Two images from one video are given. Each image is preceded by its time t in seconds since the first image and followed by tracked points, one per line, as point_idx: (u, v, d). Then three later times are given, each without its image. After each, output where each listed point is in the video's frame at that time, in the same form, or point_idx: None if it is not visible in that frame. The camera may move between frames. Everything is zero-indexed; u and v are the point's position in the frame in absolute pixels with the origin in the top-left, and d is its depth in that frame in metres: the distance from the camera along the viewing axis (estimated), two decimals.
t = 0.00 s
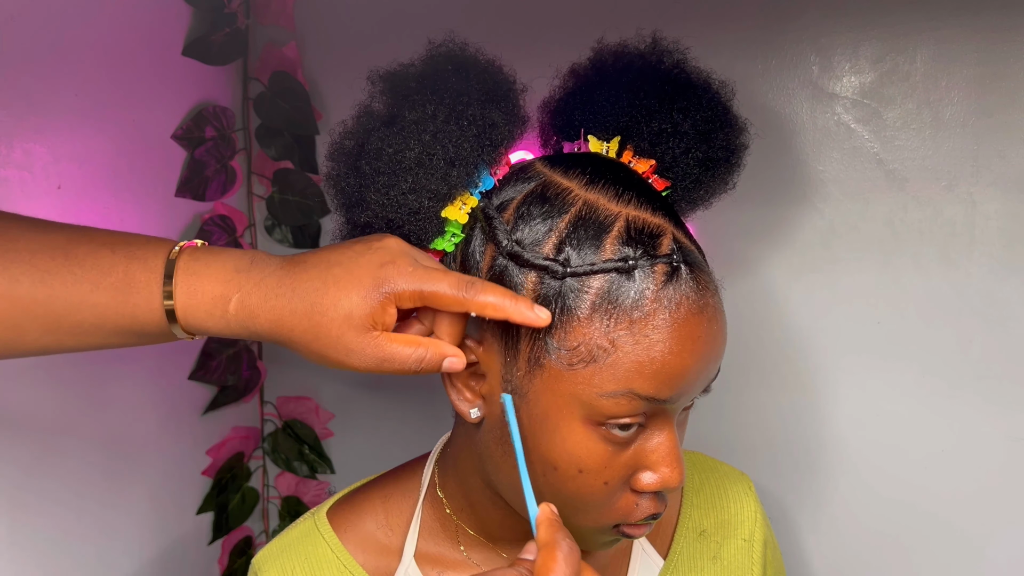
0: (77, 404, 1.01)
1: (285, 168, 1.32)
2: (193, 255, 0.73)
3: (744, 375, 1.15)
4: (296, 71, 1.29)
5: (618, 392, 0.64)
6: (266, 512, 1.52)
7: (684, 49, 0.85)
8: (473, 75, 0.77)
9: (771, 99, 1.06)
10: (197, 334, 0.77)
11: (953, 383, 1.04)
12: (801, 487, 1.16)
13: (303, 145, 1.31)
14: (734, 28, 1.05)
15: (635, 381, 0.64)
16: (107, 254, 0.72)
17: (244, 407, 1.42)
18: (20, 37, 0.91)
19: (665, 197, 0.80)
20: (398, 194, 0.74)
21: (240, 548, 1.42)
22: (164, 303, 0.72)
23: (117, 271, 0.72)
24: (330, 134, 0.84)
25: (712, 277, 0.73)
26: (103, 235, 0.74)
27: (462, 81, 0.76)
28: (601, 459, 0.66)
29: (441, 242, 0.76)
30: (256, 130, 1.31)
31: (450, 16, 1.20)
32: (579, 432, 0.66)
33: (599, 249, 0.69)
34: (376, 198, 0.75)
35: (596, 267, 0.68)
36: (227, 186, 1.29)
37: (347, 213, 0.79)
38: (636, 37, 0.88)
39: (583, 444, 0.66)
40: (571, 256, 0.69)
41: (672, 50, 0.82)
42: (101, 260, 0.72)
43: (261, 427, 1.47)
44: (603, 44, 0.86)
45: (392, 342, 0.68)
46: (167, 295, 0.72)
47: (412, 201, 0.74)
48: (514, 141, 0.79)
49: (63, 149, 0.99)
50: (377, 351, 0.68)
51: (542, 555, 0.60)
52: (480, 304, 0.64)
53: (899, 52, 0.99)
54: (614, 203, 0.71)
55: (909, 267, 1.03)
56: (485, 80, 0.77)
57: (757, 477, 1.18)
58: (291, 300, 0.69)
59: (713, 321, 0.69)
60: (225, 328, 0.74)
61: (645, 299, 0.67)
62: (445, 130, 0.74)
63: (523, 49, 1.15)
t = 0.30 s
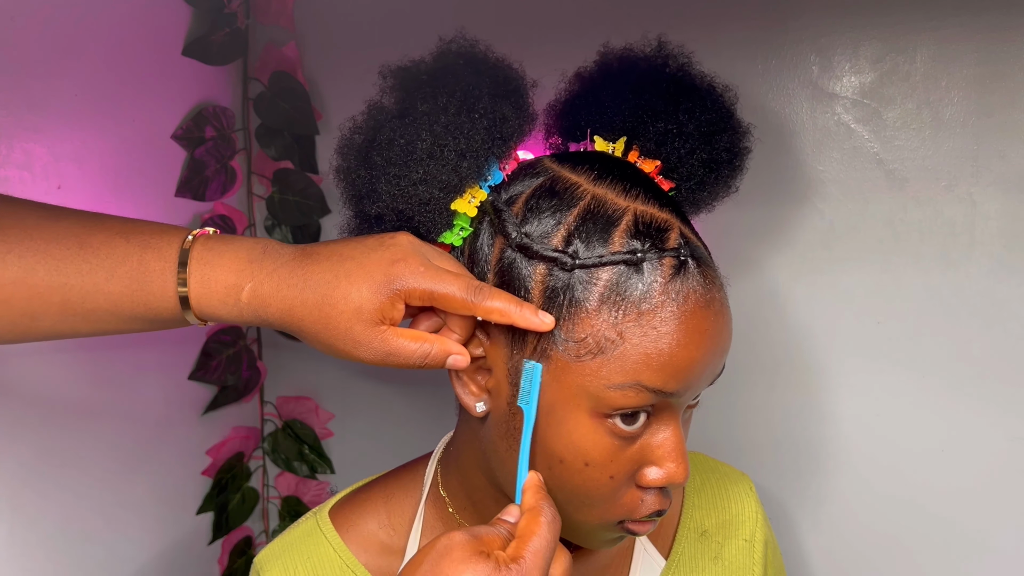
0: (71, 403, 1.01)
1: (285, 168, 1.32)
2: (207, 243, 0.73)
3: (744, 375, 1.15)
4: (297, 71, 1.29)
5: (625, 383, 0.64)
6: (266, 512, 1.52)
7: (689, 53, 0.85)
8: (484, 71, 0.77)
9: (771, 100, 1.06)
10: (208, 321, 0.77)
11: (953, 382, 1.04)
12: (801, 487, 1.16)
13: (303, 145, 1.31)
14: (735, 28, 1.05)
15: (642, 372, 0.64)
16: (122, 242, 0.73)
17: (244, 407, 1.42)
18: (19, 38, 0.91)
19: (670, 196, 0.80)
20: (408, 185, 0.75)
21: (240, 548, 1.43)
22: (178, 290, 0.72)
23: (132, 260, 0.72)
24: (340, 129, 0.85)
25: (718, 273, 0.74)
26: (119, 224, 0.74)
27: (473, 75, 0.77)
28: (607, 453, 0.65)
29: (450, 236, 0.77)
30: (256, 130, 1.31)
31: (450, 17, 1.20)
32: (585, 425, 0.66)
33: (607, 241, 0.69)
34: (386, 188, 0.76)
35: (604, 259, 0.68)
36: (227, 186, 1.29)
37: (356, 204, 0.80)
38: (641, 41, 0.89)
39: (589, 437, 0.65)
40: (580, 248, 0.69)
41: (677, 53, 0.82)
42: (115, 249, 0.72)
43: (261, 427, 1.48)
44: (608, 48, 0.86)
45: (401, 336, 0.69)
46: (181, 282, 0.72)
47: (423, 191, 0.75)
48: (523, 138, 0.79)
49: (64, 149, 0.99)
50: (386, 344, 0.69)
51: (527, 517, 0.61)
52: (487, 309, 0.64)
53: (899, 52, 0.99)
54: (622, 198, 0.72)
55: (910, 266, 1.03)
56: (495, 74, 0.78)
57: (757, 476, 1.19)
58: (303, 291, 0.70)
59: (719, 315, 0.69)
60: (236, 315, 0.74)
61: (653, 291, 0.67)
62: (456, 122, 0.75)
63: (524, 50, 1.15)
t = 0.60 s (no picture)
0: (71, 403, 1.01)
1: (285, 168, 1.32)
2: (221, 239, 0.73)
3: (744, 375, 1.15)
4: (296, 71, 1.29)
5: (644, 382, 0.64)
6: (266, 512, 1.52)
7: (697, 59, 0.85)
8: (508, 66, 0.76)
9: (771, 100, 1.06)
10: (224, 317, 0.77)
11: (953, 382, 1.04)
12: (801, 487, 1.16)
13: (303, 144, 1.31)
14: (734, 28, 1.05)
15: (661, 371, 0.64)
16: (136, 239, 0.72)
17: (244, 407, 1.42)
18: (19, 39, 0.91)
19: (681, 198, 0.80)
20: (432, 179, 0.74)
21: (240, 548, 1.43)
22: (194, 286, 0.72)
23: (147, 255, 0.71)
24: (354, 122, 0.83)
25: (732, 275, 0.74)
26: (132, 220, 0.73)
27: (497, 69, 0.75)
28: (621, 451, 0.65)
29: (467, 233, 0.76)
30: (256, 130, 1.31)
31: (450, 17, 1.20)
32: (601, 423, 0.66)
33: (628, 240, 0.68)
34: (409, 182, 0.74)
35: (625, 257, 0.67)
36: (227, 186, 1.29)
37: (375, 197, 0.78)
38: (648, 46, 0.88)
39: (603, 436, 0.66)
40: (601, 246, 0.68)
41: (687, 59, 0.82)
42: (129, 246, 0.71)
43: (261, 427, 1.48)
44: (618, 52, 0.86)
45: (420, 335, 0.69)
46: (196, 278, 0.71)
47: (447, 185, 0.74)
48: (541, 136, 0.78)
49: (64, 149, 0.99)
50: (406, 342, 0.69)
51: (552, 533, 0.60)
52: (509, 306, 0.64)
53: (899, 52, 0.99)
54: (641, 198, 0.71)
55: (910, 267, 1.04)
56: (519, 69, 0.76)
57: (755, 476, 1.19)
58: (322, 288, 0.69)
59: (734, 316, 0.69)
60: (251, 311, 0.74)
61: (674, 291, 0.67)
62: (481, 116, 0.73)
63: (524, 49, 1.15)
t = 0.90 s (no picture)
0: (71, 403, 1.01)
1: (285, 168, 1.32)
2: (220, 234, 0.73)
3: (744, 375, 1.15)
4: (296, 71, 1.29)
5: (642, 384, 0.64)
6: (265, 512, 1.52)
7: (700, 60, 0.85)
8: (511, 67, 0.76)
9: (771, 100, 1.06)
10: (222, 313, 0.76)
11: (953, 381, 1.04)
12: (802, 486, 1.16)
13: (303, 144, 1.31)
14: (734, 28, 1.05)
15: (660, 373, 0.64)
16: (134, 232, 0.72)
17: (244, 407, 1.42)
18: (19, 39, 0.91)
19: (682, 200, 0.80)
20: (433, 178, 0.74)
21: (239, 548, 1.43)
22: (191, 281, 0.71)
23: (144, 250, 0.71)
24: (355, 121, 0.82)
25: (731, 277, 0.74)
26: (131, 214, 0.73)
27: (500, 70, 0.75)
28: (619, 453, 0.65)
29: (468, 232, 0.76)
30: (256, 130, 1.31)
31: (450, 16, 1.20)
32: (598, 424, 0.66)
33: (627, 242, 0.68)
34: (409, 181, 0.74)
35: (625, 259, 0.67)
36: (227, 185, 1.28)
37: (375, 196, 0.78)
38: (652, 47, 0.88)
39: (601, 436, 0.65)
40: (601, 248, 0.68)
41: (691, 61, 0.82)
42: (127, 240, 0.71)
43: (261, 427, 1.48)
44: (621, 53, 0.86)
45: (420, 332, 0.69)
46: (194, 273, 0.71)
47: (447, 184, 0.74)
48: (544, 134, 0.78)
49: (64, 149, 0.99)
50: (406, 339, 0.69)
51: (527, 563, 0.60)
52: (511, 305, 0.65)
53: (899, 52, 0.99)
54: (642, 199, 0.71)
55: (910, 266, 1.03)
56: (522, 70, 0.76)
57: (755, 475, 1.19)
58: (322, 284, 0.69)
59: (733, 319, 0.69)
60: (249, 307, 0.73)
61: (674, 293, 0.67)
62: (483, 117, 0.73)
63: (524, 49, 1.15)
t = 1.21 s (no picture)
0: (70, 403, 1.02)
1: (285, 168, 1.32)
2: (218, 235, 0.73)
3: (744, 375, 1.15)
4: (296, 71, 1.29)
5: (642, 387, 0.64)
6: (265, 512, 1.52)
7: (700, 61, 0.85)
8: (511, 68, 0.75)
9: (771, 100, 1.06)
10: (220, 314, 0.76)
11: (953, 382, 1.04)
12: (802, 487, 1.16)
13: (303, 145, 1.31)
14: (734, 28, 1.05)
15: (659, 376, 0.64)
16: (131, 234, 0.72)
17: (244, 407, 1.42)
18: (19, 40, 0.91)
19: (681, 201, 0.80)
20: (432, 179, 0.73)
21: (239, 548, 1.43)
22: (188, 282, 0.71)
23: (142, 251, 0.71)
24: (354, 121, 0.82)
25: (730, 280, 0.74)
26: (128, 214, 0.73)
27: (499, 72, 0.75)
28: (618, 455, 0.65)
29: (467, 233, 0.75)
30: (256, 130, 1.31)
31: (450, 16, 1.20)
32: (597, 427, 0.65)
33: (627, 245, 0.68)
34: (409, 182, 0.74)
35: (625, 262, 0.67)
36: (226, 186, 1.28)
37: (375, 197, 0.77)
38: (652, 47, 0.88)
39: (601, 439, 0.65)
40: (601, 250, 0.68)
41: (690, 61, 0.82)
42: (125, 240, 0.71)
43: (261, 427, 1.48)
44: (620, 54, 0.86)
45: (418, 335, 0.69)
46: (192, 274, 0.71)
47: (447, 186, 0.73)
48: (543, 135, 0.78)
49: (64, 149, 0.99)
50: (404, 341, 0.69)
51: (544, 519, 0.59)
52: (510, 307, 0.64)
53: (899, 52, 0.99)
54: (642, 202, 0.71)
55: (910, 266, 1.03)
56: (522, 71, 0.76)
57: (754, 475, 1.19)
58: (320, 286, 0.69)
59: (733, 322, 0.69)
60: (247, 308, 0.73)
61: (673, 297, 0.67)
62: (482, 118, 0.73)
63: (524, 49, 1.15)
